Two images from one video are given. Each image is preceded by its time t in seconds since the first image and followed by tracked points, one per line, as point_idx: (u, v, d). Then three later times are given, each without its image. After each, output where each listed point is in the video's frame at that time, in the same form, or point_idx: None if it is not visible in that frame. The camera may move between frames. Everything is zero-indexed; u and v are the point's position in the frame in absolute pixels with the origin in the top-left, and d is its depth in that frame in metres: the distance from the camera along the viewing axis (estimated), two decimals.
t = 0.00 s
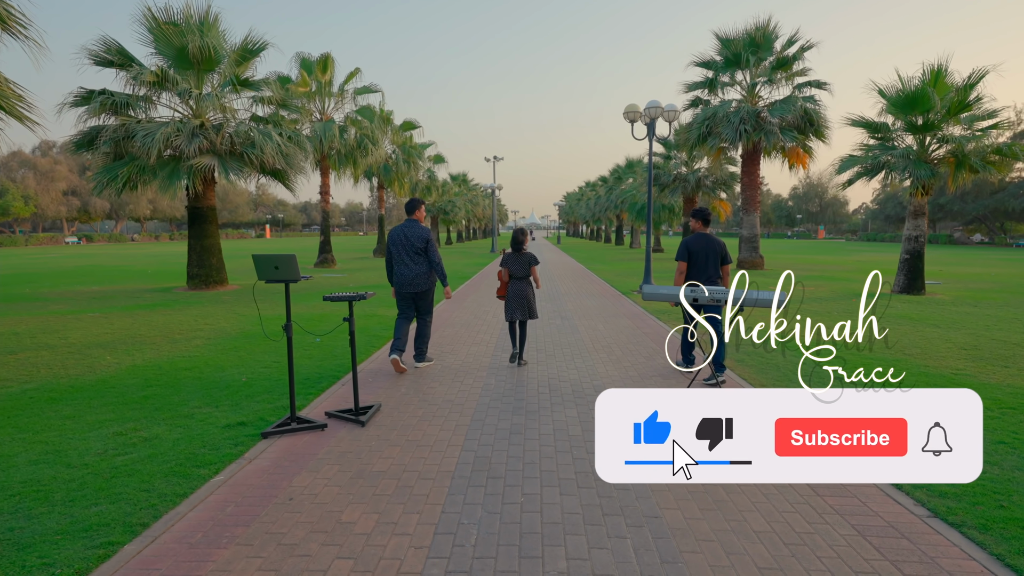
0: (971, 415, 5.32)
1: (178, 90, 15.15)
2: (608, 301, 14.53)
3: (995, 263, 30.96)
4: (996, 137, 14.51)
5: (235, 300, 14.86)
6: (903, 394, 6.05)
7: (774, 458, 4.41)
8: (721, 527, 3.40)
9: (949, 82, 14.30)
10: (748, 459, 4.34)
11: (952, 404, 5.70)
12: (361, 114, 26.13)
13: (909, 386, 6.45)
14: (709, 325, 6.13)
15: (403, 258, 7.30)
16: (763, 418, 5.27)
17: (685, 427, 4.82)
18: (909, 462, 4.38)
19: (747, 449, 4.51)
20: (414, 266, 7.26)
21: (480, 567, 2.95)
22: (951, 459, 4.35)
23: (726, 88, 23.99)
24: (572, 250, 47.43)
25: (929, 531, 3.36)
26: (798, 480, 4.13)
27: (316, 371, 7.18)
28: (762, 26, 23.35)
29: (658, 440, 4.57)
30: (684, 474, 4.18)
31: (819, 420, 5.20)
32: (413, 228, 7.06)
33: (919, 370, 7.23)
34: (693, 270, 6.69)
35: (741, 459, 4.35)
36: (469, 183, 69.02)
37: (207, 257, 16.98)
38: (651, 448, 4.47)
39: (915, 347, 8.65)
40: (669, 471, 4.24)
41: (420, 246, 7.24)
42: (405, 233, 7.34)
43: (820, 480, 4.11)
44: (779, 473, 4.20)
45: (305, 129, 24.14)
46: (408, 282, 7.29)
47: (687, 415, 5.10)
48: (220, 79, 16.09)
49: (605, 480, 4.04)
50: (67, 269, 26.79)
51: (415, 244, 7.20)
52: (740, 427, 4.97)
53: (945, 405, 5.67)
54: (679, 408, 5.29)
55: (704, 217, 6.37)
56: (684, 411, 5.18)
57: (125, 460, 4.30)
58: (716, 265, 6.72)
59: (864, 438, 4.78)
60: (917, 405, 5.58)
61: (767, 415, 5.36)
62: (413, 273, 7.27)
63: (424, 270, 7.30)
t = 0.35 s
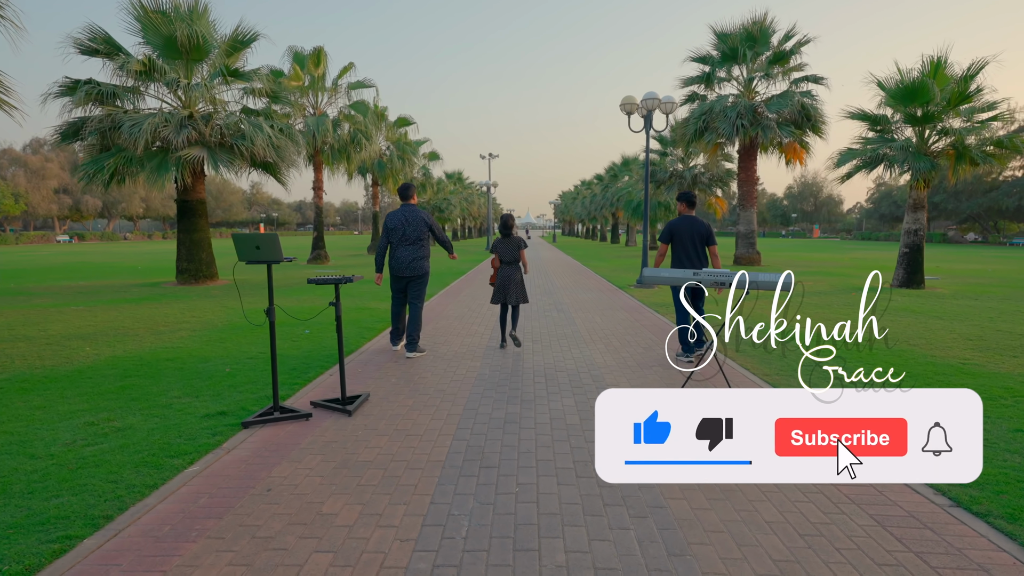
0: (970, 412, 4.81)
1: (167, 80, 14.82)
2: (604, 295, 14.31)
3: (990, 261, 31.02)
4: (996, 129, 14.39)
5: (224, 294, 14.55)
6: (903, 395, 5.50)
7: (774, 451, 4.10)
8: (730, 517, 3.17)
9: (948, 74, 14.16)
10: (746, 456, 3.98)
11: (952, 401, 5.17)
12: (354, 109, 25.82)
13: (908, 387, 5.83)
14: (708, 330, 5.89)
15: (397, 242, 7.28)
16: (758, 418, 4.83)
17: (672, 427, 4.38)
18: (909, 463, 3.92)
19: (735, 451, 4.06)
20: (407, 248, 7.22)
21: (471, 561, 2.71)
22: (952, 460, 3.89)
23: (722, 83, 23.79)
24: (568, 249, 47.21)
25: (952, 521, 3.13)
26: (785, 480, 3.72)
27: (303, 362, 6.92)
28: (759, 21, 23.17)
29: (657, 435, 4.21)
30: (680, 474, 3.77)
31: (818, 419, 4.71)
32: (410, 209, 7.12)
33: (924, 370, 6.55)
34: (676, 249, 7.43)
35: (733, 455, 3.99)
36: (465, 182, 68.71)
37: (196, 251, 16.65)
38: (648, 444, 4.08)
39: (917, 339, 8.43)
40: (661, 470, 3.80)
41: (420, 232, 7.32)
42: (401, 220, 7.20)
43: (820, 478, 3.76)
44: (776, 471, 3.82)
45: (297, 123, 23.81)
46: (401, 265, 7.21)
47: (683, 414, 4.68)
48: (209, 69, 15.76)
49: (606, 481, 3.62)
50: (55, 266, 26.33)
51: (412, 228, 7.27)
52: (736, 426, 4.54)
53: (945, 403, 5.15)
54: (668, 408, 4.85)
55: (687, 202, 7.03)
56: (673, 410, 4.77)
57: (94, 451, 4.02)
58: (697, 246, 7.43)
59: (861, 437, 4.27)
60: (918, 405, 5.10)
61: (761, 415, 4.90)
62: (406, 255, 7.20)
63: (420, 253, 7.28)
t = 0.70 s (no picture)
0: (969, 412, 4.36)
1: (157, 71, 14.53)
2: (602, 289, 14.10)
3: (987, 257, 31.07)
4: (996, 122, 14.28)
5: (216, 288, 14.31)
6: (904, 393, 4.88)
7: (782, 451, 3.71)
8: (742, 501, 2.98)
9: (949, 65, 14.02)
10: (747, 457, 3.55)
11: (946, 399, 4.72)
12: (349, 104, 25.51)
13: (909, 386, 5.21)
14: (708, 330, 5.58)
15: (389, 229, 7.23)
16: (753, 416, 4.38)
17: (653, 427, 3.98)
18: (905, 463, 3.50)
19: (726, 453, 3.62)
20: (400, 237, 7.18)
21: (467, 546, 2.50)
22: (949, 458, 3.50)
23: (720, 78, 23.61)
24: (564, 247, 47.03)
25: (977, 505, 2.94)
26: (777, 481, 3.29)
27: (293, 351, 6.70)
28: (757, 15, 22.96)
29: (669, 437, 3.80)
30: (670, 475, 3.33)
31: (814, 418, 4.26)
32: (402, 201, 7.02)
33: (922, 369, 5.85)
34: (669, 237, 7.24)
35: (728, 456, 3.61)
36: (461, 181, 68.42)
37: (187, 245, 16.38)
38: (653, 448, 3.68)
39: (922, 329, 8.24)
40: (655, 473, 3.35)
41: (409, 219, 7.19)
42: (387, 208, 7.16)
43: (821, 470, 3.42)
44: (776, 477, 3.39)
45: (291, 118, 23.52)
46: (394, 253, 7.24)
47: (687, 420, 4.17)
48: (200, 60, 15.48)
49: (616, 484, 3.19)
50: (45, 263, 25.95)
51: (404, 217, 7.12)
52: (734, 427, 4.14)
53: (941, 402, 4.69)
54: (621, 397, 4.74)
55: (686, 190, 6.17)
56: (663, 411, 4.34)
57: (66, 437, 3.80)
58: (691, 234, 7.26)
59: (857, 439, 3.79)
60: (917, 403, 4.63)
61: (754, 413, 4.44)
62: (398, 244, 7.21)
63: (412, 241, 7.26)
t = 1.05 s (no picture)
0: (971, 410, 3.69)
1: (148, 61, 14.25)
2: (600, 283, 13.91)
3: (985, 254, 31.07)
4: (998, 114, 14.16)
5: (208, 282, 14.06)
6: (900, 393, 4.20)
7: (769, 445, 3.25)
8: (761, 483, 2.80)
9: (950, 57, 13.89)
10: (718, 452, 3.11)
11: (945, 397, 4.03)
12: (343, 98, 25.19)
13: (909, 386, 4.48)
14: (707, 330, 5.13)
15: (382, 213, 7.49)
16: (739, 409, 3.88)
17: (633, 417, 3.52)
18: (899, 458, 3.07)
19: (703, 451, 3.14)
20: (394, 219, 7.38)
21: (464, 532, 2.29)
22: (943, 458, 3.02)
23: (718, 73, 23.42)
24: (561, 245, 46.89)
25: (1010, 487, 2.76)
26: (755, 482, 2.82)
27: (283, 339, 6.48)
28: (755, 10, 22.69)
29: (655, 433, 3.29)
30: (647, 475, 2.86)
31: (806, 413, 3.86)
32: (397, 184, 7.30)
33: (909, 367, 5.13)
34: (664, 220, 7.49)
35: (717, 453, 3.13)
36: (457, 179, 68.14)
37: (179, 239, 16.12)
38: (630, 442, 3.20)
39: (927, 319, 8.06)
40: (624, 468, 2.91)
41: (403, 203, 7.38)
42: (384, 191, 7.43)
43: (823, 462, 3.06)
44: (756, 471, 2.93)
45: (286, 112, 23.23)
46: (388, 235, 7.42)
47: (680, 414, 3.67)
48: (193, 50, 15.18)
49: (610, 482, 2.76)
50: (37, 259, 25.61)
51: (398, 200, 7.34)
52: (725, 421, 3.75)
53: (939, 400, 3.99)
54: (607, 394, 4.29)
55: (676, 174, 6.61)
56: (647, 403, 3.88)
57: (39, 421, 3.58)
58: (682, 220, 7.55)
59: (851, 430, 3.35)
60: (917, 402, 3.95)
61: (739, 407, 3.92)
62: (393, 227, 7.40)
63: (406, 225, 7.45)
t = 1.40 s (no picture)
0: (971, 411, 3.45)
1: (142, 56, 14.08)
2: (597, 280, 13.79)
3: (982, 253, 31.15)
4: (996, 110, 14.13)
5: (202, 279, 13.90)
6: (899, 393, 3.94)
7: (762, 441, 3.02)
8: (768, 472, 2.71)
9: (948, 53, 13.85)
10: (717, 450, 2.90)
11: (943, 398, 3.78)
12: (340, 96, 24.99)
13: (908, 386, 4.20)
14: (706, 327, 4.96)
15: (383, 209, 7.57)
16: (729, 407, 3.67)
17: (624, 413, 3.31)
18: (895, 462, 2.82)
19: (692, 449, 2.92)
20: (396, 215, 7.51)
21: (461, 522, 2.18)
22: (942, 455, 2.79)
23: (715, 71, 23.34)
24: (559, 245, 46.73)
25: None
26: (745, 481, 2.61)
27: (276, 333, 6.38)
28: (753, 7, 22.59)
29: (650, 432, 3.06)
30: (636, 473, 2.65)
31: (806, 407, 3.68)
32: (400, 181, 7.45)
33: (909, 365, 4.83)
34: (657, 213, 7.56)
35: (710, 452, 2.90)
36: (454, 179, 67.94)
37: (173, 236, 15.96)
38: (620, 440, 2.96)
39: (928, 314, 7.98)
40: (615, 465, 2.71)
41: (405, 200, 7.49)
42: (386, 186, 7.51)
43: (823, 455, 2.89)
44: (751, 470, 2.72)
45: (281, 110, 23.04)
46: (390, 231, 7.53)
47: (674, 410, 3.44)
48: (186, 45, 15.01)
49: (605, 481, 2.55)
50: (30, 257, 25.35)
51: (400, 198, 7.46)
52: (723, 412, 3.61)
53: (938, 401, 3.74)
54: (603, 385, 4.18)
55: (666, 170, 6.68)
56: (636, 398, 3.68)
57: (22, 413, 3.47)
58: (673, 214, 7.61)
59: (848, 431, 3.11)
60: (918, 403, 3.69)
61: (730, 405, 3.71)
62: (395, 222, 7.52)
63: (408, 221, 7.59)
